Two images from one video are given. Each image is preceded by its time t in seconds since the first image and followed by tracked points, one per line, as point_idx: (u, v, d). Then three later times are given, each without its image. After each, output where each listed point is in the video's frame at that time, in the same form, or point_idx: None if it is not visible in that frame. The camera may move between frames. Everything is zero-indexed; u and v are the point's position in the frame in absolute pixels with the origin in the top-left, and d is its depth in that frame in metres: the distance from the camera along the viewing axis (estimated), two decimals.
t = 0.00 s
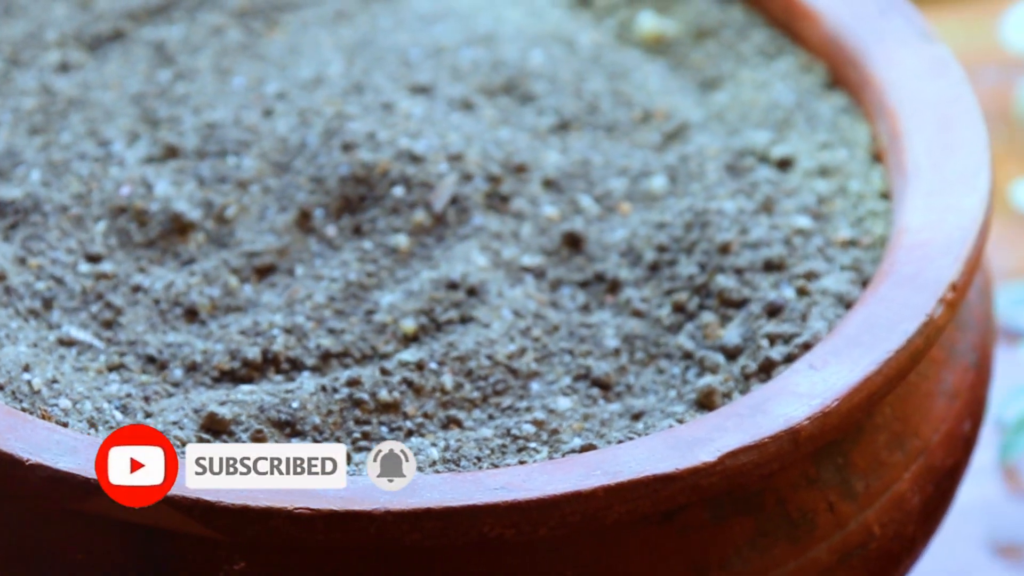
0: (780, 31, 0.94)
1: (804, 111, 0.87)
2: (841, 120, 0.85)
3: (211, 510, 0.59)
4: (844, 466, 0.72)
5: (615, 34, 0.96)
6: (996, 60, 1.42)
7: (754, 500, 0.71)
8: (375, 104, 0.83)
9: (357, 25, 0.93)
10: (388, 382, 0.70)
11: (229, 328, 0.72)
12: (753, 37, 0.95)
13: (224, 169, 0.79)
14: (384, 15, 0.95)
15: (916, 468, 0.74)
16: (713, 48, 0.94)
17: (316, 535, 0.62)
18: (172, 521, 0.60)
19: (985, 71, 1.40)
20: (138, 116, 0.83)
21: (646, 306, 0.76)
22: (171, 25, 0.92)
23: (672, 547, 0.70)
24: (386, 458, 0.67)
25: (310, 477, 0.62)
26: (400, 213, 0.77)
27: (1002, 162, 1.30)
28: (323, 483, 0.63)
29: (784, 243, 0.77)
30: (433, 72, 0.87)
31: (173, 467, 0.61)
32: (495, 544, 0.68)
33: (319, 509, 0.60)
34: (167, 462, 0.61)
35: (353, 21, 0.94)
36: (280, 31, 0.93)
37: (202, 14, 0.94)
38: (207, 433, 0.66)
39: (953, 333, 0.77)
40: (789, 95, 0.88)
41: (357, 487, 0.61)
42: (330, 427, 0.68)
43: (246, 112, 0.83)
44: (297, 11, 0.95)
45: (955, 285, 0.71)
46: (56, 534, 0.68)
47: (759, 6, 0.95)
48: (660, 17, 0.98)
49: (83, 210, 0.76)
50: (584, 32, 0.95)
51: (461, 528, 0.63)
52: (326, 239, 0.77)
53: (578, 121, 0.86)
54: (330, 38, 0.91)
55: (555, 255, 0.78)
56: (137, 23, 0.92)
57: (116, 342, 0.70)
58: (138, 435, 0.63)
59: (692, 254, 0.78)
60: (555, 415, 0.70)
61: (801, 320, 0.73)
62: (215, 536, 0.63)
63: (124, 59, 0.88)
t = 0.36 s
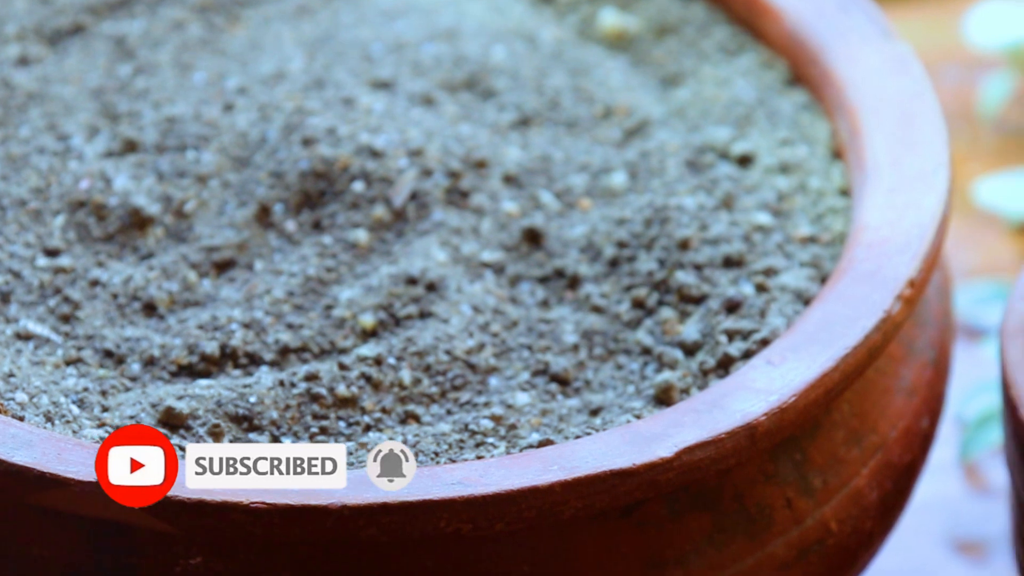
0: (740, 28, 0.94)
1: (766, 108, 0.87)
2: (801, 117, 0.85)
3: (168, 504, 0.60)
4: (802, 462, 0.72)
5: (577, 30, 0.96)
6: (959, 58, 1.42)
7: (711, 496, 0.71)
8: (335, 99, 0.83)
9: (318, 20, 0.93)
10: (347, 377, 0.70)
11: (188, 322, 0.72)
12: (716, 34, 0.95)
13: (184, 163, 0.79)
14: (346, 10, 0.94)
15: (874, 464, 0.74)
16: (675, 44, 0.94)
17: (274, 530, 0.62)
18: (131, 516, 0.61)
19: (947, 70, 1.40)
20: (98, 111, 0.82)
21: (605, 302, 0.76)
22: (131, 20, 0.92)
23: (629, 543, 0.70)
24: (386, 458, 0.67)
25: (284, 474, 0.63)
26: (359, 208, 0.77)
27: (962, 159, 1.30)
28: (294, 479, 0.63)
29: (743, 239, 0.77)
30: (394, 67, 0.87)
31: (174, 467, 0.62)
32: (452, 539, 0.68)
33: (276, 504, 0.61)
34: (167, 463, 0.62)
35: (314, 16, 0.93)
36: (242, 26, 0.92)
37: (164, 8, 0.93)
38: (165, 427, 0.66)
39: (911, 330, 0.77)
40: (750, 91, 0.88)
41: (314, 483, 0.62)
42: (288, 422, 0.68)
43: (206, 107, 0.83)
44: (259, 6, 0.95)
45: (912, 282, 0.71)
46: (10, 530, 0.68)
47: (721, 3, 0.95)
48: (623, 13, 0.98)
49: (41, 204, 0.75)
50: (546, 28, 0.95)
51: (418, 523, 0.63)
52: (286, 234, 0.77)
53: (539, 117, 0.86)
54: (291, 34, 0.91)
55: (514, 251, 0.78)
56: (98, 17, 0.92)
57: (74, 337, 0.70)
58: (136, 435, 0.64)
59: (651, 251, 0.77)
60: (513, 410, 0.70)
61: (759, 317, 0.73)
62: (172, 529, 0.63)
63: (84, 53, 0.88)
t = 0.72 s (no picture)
0: (698, 25, 0.94)
1: (723, 105, 0.86)
2: (758, 115, 0.85)
3: (118, 500, 0.60)
4: (754, 460, 0.72)
5: (536, 27, 0.96)
6: (921, 57, 1.40)
7: (662, 494, 0.70)
8: (291, 95, 0.83)
9: (276, 16, 0.93)
10: (299, 373, 0.70)
11: (140, 318, 0.72)
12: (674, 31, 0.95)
13: (138, 159, 0.79)
14: (304, 6, 0.94)
15: (826, 462, 0.74)
16: (633, 41, 0.94)
17: (224, 527, 0.63)
18: (79, 512, 0.61)
19: (909, 69, 1.38)
20: (53, 106, 0.82)
21: (560, 299, 0.76)
22: (88, 15, 0.91)
23: (580, 541, 0.70)
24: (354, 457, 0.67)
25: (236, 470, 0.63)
26: (314, 204, 0.77)
27: (922, 157, 1.27)
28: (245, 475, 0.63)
29: (698, 236, 0.77)
30: (351, 63, 0.87)
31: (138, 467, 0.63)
32: (402, 536, 0.67)
33: (225, 500, 0.61)
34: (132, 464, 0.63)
35: (272, 12, 0.93)
36: (199, 21, 0.92)
37: (121, 3, 0.93)
38: (116, 424, 0.66)
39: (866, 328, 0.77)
40: (708, 89, 0.88)
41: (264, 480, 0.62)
42: (239, 419, 0.68)
43: (162, 102, 0.82)
44: (217, 1, 0.94)
45: (866, 280, 0.72)
46: None
47: None
48: (582, 10, 0.98)
49: None
50: (505, 24, 0.95)
51: (368, 521, 0.63)
52: (240, 230, 0.77)
53: (495, 114, 0.85)
54: (249, 29, 0.90)
55: (469, 248, 0.78)
56: (54, 12, 0.91)
57: (26, 332, 0.70)
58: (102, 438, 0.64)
59: (606, 248, 0.77)
60: (466, 407, 0.70)
61: (713, 314, 0.73)
62: (120, 527, 0.63)
63: (40, 48, 0.88)
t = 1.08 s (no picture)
0: (665, 17, 0.94)
1: (689, 97, 0.86)
2: (725, 107, 0.85)
3: (80, 493, 0.61)
4: (721, 451, 0.72)
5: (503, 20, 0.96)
6: (893, 48, 1.40)
7: (628, 484, 0.70)
8: (258, 88, 0.83)
9: (243, 9, 0.93)
10: (265, 366, 0.70)
11: (106, 311, 0.72)
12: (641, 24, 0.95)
13: (104, 152, 0.79)
14: None
15: (793, 452, 0.75)
16: (600, 34, 0.94)
17: (188, 519, 0.63)
18: (41, 504, 0.62)
19: (879, 62, 1.38)
20: (19, 99, 0.82)
21: (526, 291, 0.76)
22: (55, 8, 0.91)
23: (546, 532, 0.70)
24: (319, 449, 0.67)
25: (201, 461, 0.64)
26: (280, 197, 0.77)
27: (890, 148, 1.28)
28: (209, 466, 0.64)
29: (664, 228, 0.77)
30: (318, 56, 0.87)
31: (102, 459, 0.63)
32: (367, 529, 0.67)
33: (190, 493, 0.61)
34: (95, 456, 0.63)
35: (240, 5, 0.93)
36: (166, 14, 0.92)
37: None
38: (81, 417, 0.66)
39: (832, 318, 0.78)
40: (674, 81, 0.88)
41: (228, 471, 0.62)
42: (205, 411, 0.68)
43: (128, 95, 0.82)
44: None
45: (830, 271, 0.72)
46: None
47: None
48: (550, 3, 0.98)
49: None
50: (472, 17, 0.95)
51: (332, 512, 0.63)
52: (206, 223, 0.77)
53: (462, 107, 0.85)
54: (216, 23, 0.90)
55: (436, 240, 0.78)
56: (20, 7, 0.92)
57: None
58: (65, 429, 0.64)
59: (573, 239, 0.77)
60: (432, 399, 0.70)
61: (679, 305, 0.73)
62: (83, 519, 0.64)
63: (6, 42, 0.88)
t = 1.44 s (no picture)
0: (618, 11, 0.94)
1: (641, 91, 0.87)
2: (677, 100, 0.85)
3: (25, 493, 0.61)
4: (672, 444, 0.72)
5: (456, 15, 0.96)
6: (854, 41, 1.44)
7: (578, 479, 0.70)
8: (208, 86, 0.82)
9: (195, 6, 0.92)
10: (213, 364, 0.70)
11: (55, 311, 0.71)
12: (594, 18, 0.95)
13: (53, 151, 0.78)
14: None
15: (745, 445, 0.74)
16: (552, 28, 0.94)
17: (135, 519, 0.63)
18: None
19: (838, 57, 1.41)
20: None
21: (477, 286, 0.76)
22: (5, 7, 0.91)
23: (496, 528, 0.69)
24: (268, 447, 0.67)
25: (146, 460, 0.63)
26: (230, 194, 0.77)
27: (849, 140, 1.31)
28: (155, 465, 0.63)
29: (616, 222, 0.77)
30: (269, 54, 0.87)
31: (46, 458, 0.63)
32: (317, 525, 0.66)
33: (135, 492, 0.61)
34: (39, 455, 0.63)
35: (192, 2, 0.93)
36: (118, 12, 0.91)
37: None
38: (27, 417, 0.65)
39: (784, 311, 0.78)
40: (626, 75, 0.88)
41: (173, 470, 0.62)
42: (153, 410, 0.67)
43: (78, 94, 0.82)
44: None
45: (780, 263, 0.72)
46: None
47: None
48: None
49: None
50: (426, 12, 0.95)
51: (278, 510, 0.63)
52: (156, 221, 0.76)
53: (414, 103, 0.85)
54: (168, 20, 0.90)
55: (387, 237, 0.77)
56: None
57: None
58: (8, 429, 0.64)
59: (523, 234, 0.77)
60: (381, 395, 0.70)
61: (629, 299, 0.73)
62: (29, 520, 0.63)
63: None
